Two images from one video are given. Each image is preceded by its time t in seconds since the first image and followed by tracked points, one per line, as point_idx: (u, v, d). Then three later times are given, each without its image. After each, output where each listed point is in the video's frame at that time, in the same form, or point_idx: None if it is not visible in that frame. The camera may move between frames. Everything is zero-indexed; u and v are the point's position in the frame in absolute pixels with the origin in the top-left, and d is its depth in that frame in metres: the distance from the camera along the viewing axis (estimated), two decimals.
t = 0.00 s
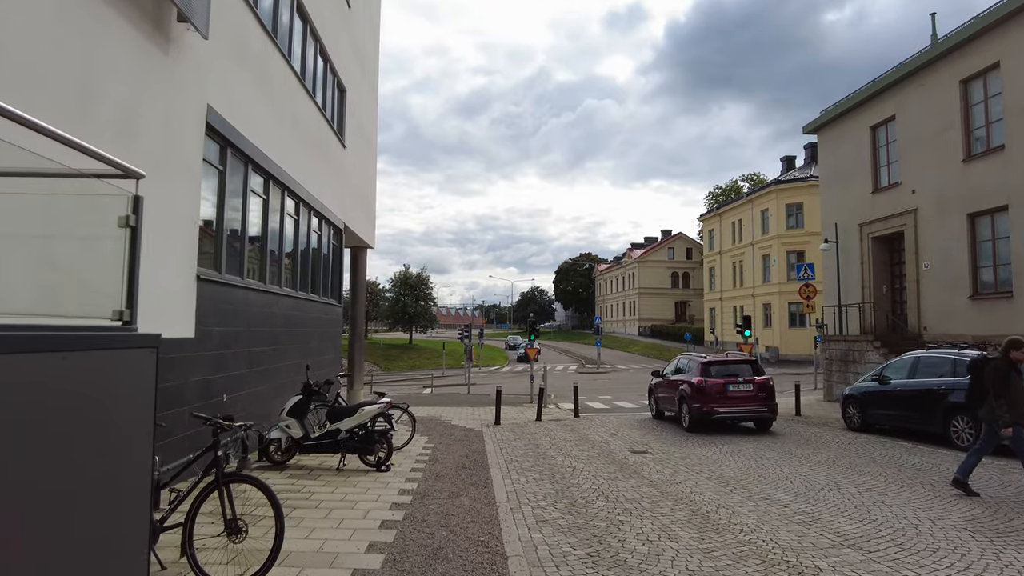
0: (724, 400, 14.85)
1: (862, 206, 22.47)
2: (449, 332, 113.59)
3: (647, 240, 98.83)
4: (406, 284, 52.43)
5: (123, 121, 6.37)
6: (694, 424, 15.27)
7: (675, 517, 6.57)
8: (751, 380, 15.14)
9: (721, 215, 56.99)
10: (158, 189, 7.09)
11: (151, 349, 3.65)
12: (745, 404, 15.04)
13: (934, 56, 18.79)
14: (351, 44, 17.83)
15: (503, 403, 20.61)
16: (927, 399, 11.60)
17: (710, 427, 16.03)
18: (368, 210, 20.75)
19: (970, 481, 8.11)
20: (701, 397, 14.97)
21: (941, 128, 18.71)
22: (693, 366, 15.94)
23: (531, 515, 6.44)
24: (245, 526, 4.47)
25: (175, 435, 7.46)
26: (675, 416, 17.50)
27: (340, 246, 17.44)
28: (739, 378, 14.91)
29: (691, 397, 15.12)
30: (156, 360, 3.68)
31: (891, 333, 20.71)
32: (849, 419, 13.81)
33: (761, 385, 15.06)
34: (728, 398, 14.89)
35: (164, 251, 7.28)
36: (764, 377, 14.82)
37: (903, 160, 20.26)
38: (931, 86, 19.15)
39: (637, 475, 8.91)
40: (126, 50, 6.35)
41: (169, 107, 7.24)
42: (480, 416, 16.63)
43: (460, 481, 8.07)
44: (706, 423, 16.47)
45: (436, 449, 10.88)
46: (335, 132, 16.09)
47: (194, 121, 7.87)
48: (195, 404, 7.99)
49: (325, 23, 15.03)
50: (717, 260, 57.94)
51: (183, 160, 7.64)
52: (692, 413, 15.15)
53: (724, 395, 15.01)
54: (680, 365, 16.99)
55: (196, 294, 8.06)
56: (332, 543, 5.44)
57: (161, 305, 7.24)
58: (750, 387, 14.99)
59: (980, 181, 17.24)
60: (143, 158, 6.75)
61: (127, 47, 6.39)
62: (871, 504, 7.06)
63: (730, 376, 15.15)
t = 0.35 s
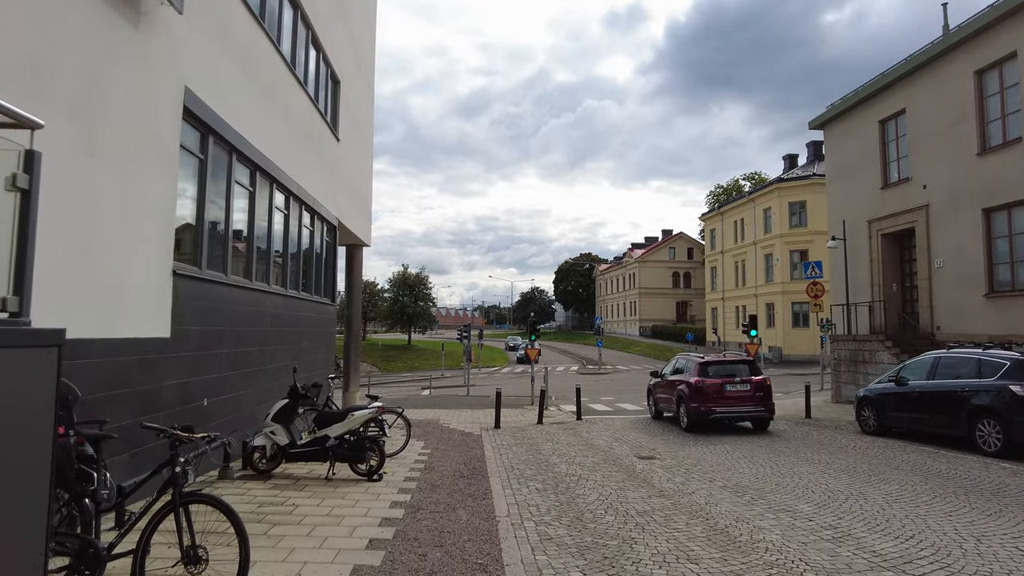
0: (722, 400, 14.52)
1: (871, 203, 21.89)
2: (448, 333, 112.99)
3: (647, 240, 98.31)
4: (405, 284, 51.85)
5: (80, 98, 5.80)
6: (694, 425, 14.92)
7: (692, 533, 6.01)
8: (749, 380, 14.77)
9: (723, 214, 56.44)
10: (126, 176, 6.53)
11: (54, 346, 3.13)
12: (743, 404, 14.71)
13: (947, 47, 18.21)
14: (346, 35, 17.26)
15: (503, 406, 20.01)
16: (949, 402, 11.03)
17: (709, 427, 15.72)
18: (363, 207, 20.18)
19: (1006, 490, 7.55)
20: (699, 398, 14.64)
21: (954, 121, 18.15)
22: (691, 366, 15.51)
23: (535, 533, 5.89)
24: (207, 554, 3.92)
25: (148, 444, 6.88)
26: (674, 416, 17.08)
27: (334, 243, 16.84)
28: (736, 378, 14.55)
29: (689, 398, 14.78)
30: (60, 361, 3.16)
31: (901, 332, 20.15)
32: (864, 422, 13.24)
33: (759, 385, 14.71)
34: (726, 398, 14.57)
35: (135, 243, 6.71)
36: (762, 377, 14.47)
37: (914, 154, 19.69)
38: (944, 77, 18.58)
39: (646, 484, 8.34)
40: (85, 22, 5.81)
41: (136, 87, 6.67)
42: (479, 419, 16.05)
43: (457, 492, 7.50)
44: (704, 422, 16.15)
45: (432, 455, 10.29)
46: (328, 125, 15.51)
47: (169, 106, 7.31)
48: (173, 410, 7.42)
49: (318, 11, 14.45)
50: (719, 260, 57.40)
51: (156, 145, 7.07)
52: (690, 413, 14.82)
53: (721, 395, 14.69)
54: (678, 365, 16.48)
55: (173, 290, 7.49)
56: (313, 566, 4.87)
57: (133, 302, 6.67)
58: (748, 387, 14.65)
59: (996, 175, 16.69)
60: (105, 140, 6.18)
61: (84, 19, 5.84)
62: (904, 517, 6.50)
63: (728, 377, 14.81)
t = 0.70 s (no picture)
0: (718, 397, 14.36)
1: (881, 197, 21.32)
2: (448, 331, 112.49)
3: (648, 237, 97.79)
4: (404, 282, 51.27)
5: (38, 70, 5.23)
6: (690, 422, 14.77)
7: (715, 552, 5.45)
8: (744, 378, 14.64)
9: (725, 211, 55.91)
10: (94, 159, 5.96)
11: None
12: (739, 401, 14.58)
13: (963, 35, 17.61)
14: (342, 24, 16.68)
15: (504, 406, 19.44)
16: (975, 403, 10.48)
17: (706, 425, 15.58)
18: (360, 202, 19.62)
19: None
20: (696, 395, 14.48)
21: (970, 112, 17.57)
22: (688, 365, 15.31)
23: (543, 552, 5.34)
24: None
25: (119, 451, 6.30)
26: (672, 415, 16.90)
27: (329, 239, 16.26)
28: (732, 375, 14.40)
29: (685, 396, 14.63)
30: None
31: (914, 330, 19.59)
32: (881, 424, 12.71)
33: (754, 383, 14.57)
34: (723, 395, 14.41)
35: (103, 234, 6.11)
36: (757, 374, 14.35)
37: (927, 147, 19.10)
38: (959, 67, 17.99)
39: (660, 493, 7.77)
40: None
41: (104, 62, 6.06)
42: (480, 420, 15.50)
43: (457, 503, 6.94)
44: (701, 421, 15.99)
45: (431, 460, 9.74)
46: (322, 116, 14.92)
47: (143, 85, 6.73)
48: (149, 414, 6.84)
49: None
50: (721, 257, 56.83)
51: (127, 127, 6.46)
52: (687, 411, 14.67)
53: (718, 392, 14.53)
54: (677, 365, 16.12)
55: (149, 286, 6.90)
56: None
57: (102, 299, 6.08)
58: (743, 384, 14.50)
59: (1015, 167, 16.12)
60: (66, 120, 5.57)
61: None
62: (947, 533, 5.93)
63: (724, 375, 14.64)
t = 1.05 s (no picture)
0: (712, 398, 14.44)
1: (892, 197, 20.78)
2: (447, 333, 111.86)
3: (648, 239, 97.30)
4: (402, 284, 50.65)
5: None
6: (685, 424, 14.86)
7: None
8: (737, 380, 14.70)
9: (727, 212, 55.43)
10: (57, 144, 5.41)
11: None
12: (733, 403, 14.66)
13: (978, 30, 17.11)
14: (338, 16, 16.14)
15: (504, 411, 18.88)
16: (1001, 410, 9.96)
17: (701, 426, 15.65)
18: (357, 201, 19.08)
19: None
20: (689, 397, 14.58)
21: (986, 108, 17.05)
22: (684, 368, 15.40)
23: None
24: None
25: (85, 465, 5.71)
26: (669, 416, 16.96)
27: (324, 238, 15.70)
28: (725, 377, 14.46)
29: (680, 398, 14.74)
30: None
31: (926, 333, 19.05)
32: (900, 431, 12.18)
33: (747, 384, 14.63)
34: (716, 396, 14.49)
35: (66, 227, 5.55)
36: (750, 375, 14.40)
37: (940, 144, 18.58)
38: (974, 63, 17.48)
39: (676, 509, 7.21)
40: None
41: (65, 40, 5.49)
42: (480, 426, 14.94)
43: (457, 522, 6.38)
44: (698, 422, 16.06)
45: (429, 471, 9.17)
46: (317, 110, 14.36)
47: (115, 66, 6.19)
48: (122, 424, 6.28)
49: None
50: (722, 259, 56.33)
51: (95, 111, 5.89)
52: (681, 412, 14.79)
53: (712, 394, 14.62)
54: (672, 368, 16.08)
55: (121, 284, 6.35)
56: None
57: (66, 299, 5.53)
58: (737, 386, 14.56)
59: None
60: (20, 99, 5.00)
61: None
62: (996, 557, 5.39)
63: (717, 377, 14.71)
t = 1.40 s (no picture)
0: (704, 395, 14.38)
1: (902, 193, 20.19)
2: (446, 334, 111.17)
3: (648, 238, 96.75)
4: (400, 283, 49.96)
5: None
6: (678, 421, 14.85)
7: None
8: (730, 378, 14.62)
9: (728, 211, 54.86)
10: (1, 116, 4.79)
11: None
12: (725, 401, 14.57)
13: (994, 18, 16.52)
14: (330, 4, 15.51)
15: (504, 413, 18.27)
16: None
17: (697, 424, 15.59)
18: (351, 196, 18.48)
19: None
20: (680, 394, 14.58)
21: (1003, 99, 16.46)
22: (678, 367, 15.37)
23: None
24: None
25: (37, 477, 5.10)
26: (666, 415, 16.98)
27: (316, 234, 15.08)
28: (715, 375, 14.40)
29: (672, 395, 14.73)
30: None
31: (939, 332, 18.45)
32: (920, 436, 11.59)
33: (739, 382, 14.55)
34: (708, 393, 14.43)
35: (16, 211, 4.95)
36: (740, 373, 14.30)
37: (954, 137, 17.99)
38: (990, 53, 16.90)
39: (693, 524, 6.61)
40: None
41: None
42: (480, 429, 14.33)
43: (453, 540, 5.77)
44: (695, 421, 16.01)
45: (424, 479, 8.56)
46: (308, 100, 13.74)
47: (73, 33, 5.56)
48: (83, 432, 5.67)
49: None
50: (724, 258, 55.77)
51: (50, 83, 5.28)
52: (674, 410, 14.77)
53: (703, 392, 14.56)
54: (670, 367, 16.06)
55: (82, 276, 5.74)
56: None
57: (15, 291, 4.92)
58: (728, 383, 14.49)
59: None
60: None
61: None
62: None
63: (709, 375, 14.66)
